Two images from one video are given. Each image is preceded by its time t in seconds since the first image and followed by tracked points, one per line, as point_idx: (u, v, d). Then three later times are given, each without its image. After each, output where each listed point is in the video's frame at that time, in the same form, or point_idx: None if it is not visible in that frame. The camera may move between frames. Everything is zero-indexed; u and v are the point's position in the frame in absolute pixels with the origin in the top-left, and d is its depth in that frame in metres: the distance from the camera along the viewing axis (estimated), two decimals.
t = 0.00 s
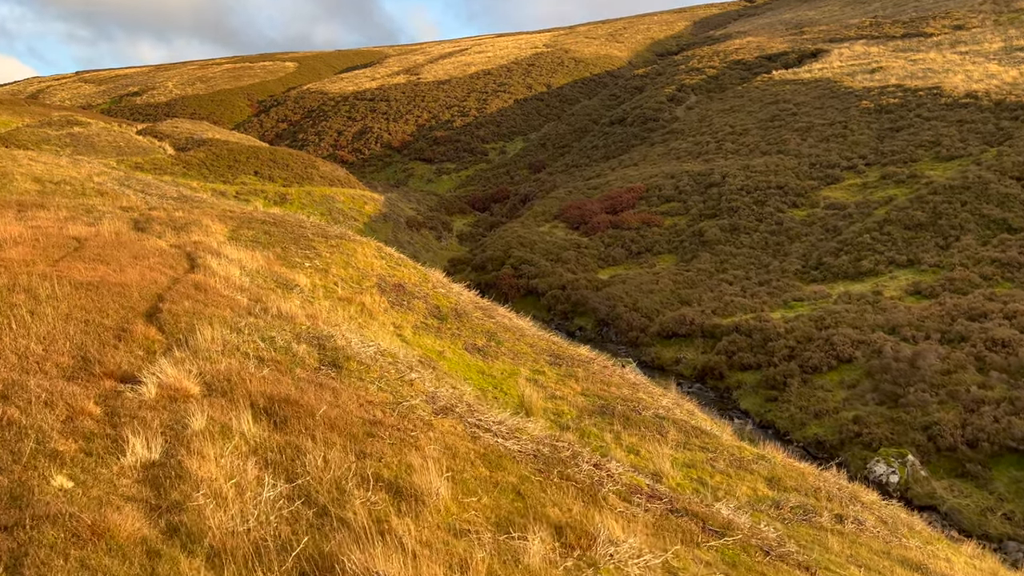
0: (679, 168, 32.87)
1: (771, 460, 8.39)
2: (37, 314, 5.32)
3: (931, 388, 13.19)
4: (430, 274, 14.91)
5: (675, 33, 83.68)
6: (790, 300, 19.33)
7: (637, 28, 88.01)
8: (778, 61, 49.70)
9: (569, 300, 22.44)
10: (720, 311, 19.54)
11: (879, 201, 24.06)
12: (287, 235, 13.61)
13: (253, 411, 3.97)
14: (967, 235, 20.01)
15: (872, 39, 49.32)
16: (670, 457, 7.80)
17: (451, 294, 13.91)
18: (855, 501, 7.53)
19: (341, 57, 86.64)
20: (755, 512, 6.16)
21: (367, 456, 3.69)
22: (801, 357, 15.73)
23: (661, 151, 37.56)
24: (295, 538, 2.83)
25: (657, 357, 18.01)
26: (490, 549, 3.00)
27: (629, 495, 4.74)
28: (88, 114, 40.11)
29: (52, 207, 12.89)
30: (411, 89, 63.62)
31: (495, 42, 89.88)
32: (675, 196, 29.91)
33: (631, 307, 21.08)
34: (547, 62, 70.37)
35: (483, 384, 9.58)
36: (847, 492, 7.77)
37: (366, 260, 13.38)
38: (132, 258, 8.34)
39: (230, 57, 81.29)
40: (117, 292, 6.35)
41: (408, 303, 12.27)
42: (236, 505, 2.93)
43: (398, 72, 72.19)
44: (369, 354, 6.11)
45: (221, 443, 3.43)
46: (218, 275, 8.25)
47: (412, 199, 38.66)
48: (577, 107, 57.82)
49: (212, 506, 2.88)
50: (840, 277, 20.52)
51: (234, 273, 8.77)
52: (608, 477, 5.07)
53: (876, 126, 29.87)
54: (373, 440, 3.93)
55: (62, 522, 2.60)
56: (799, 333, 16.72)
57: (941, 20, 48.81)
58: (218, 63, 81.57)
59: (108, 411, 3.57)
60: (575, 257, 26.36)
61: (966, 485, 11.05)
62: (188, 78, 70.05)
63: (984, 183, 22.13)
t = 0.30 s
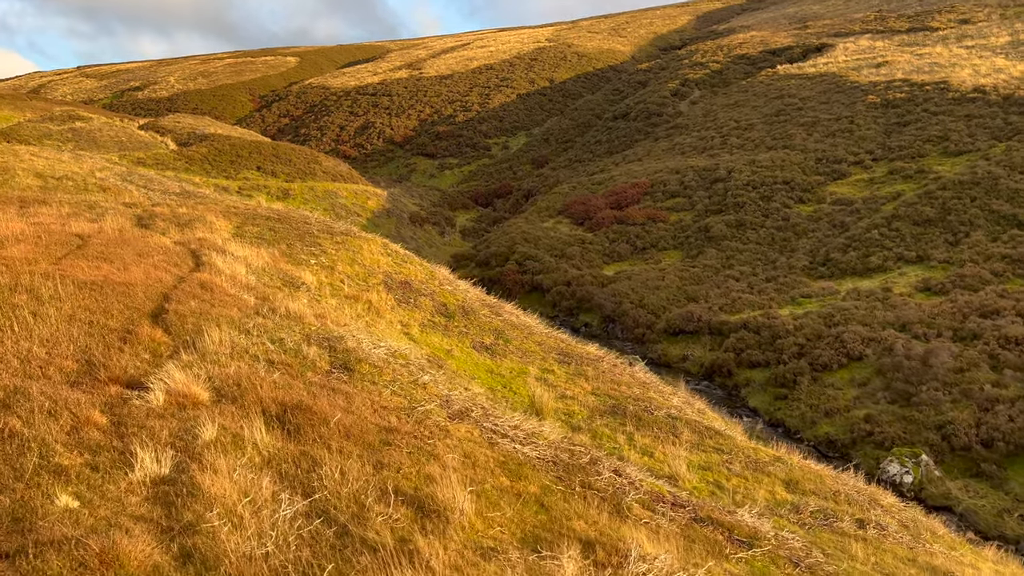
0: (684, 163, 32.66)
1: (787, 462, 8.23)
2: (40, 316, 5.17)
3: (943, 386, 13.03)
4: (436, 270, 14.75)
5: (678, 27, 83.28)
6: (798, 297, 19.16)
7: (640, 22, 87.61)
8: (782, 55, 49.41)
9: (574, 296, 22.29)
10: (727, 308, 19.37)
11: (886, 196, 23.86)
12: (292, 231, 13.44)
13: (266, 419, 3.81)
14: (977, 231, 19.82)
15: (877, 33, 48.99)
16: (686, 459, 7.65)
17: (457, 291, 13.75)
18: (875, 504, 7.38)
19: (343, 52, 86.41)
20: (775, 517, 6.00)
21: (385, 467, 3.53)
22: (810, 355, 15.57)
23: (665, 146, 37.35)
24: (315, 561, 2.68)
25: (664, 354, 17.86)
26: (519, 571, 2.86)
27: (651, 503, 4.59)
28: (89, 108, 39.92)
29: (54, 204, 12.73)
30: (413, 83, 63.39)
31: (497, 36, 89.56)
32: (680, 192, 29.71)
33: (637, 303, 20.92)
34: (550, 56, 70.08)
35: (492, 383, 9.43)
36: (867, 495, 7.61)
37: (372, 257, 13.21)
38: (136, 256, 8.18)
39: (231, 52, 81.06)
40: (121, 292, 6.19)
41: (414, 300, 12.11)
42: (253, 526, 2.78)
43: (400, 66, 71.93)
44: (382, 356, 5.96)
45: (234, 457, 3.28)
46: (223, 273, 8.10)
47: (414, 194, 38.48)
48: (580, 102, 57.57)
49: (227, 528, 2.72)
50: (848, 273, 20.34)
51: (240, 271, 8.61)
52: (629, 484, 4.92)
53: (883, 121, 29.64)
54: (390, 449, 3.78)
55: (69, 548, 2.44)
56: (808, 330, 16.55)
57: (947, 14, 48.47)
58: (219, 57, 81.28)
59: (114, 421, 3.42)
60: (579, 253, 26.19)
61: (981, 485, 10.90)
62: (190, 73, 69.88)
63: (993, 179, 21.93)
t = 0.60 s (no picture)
0: (689, 162, 32.45)
1: (804, 468, 8.05)
2: (40, 321, 5.00)
3: (957, 389, 12.85)
4: (441, 271, 14.58)
5: (680, 25, 83.00)
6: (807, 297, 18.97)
7: (642, 20, 87.35)
8: (787, 53, 49.16)
9: (579, 296, 22.12)
10: (735, 308, 19.17)
11: (894, 195, 23.66)
12: (297, 231, 13.27)
13: (276, 432, 3.64)
14: (988, 231, 19.61)
15: (882, 30, 48.70)
16: (701, 466, 7.47)
17: (464, 292, 13.58)
18: (897, 513, 7.20)
19: (345, 50, 86.23)
20: (798, 528, 5.82)
21: (402, 485, 3.36)
22: (821, 356, 15.37)
23: (670, 144, 37.12)
24: None
25: (671, 354, 17.68)
26: None
27: (676, 518, 4.42)
28: (91, 107, 39.81)
29: (55, 203, 12.55)
30: (416, 81, 63.18)
31: (499, 34, 89.37)
32: (685, 190, 29.52)
33: (643, 303, 20.73)
34: (553, 54, 69.82)
35: (500, 387, 9.25)
36: (887, 503, 7.43)
37: (377, 257, 13.04)
38: (138, 257, 8.02)
39: (233, 49, 80.86)
40: (123, 296, 6.02)
41: (420, 301, 11.94)
42: (265, 557, 2.61)
43: (402, 64, 71.73)
44: (392, 362, 5.78)
45: (244, 476, 3.11)
46: (227, 275, 7.92)
47: (417, 192, 38.31)
48: (583, 100, 57.40)
49: (240, 559, 2.55)
50: (856, 273, 20.15)
51: (245, 273, 8.44)
52: (651, 496, 4.74)
53: (889, 119, 29.42)
54: (406, 464, 3.61)
55: None
56: (818, 330, 16.36)
57: (952, 11, 48.18)
58: (221, 55, 81.13)
59: (118, 437, 3.25)
60: (584, 252, 26.01)
61: (997, 490, 10.72)
62: (192, 71, 69.69)
63: (1003, 178, 21.72)
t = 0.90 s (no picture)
0: (694, 162, 32.25)
1: (824, 473, 7.86)
2: (41, 322, 4.82)
3: (972, 391, 12.66)
4: (449, 271, 14.40)
5: (683, 25, 82.79)
6: (816, 298, 18.79)
7: (645, 20, 87.14)
8: (791, 53, 48.96)
9: (584, 296, 21.95)
10: (744, 309, 18.97)
11: (903, 195, 23.47)
12: (302, 231, 13.09)
13: (289, 439, 3.47)
14: (999, 231, 19.41)
15: (887, 30, 48.47)
16: (719, 471, 7.28)
17: (471, 293, 13.40)
18: (921, 520, 7.02)
19: (347, 51, 86.10)
20: (824, 537, 5.65)
21: (423, 496, 3.18)
22: (832, 357, 15.17)
23: (674, 145, 36.93)
24: None
25: (679, 356, 17.50)
26: None
27: (704, 528, 4.25)
28: (93, 107, 39.68)
29: (58, 202, 12.39)
30: (418, 81, 63.04)
31: (501, 34, 89.21)
32: (691, 191, 29.32)
33: (650, 304, 20.54)
34: (556, 55, 69.66)
35: (510, 389, 9.08)
36: (910, 510, 7.23)
37: (383, 257, 12.87)
38: (142, 257, 7.84)
39: (235, 50, 80.74)
40: (128, 297, 5.84)
41: (428, 302, 11.76)
42: None
43: (405, 65, 71.59)
44: (405, 365, 5.60)
45: (257, 489, 2.94)
46: (233, 275, 7.75)
47: (420, 193, 38.15)
48: (586, 100, 57.22)
49: None
50: (866, 273, 19.95)
51: (251, 273, 8.27)
52: (676, 505, 4.57)
53: (897, 119, 29.21)
54: (428, 473, 3.43)
55: None
56: (829, 331, 16.16)
57: (958, 11, 47.92)
58: (223, 56, 81.05)
59: (123, 445, 3.09)
60: (589, 252, 25.83)
61: (1016, 494, 10.54)
62: (194, 71, 69.61)
63: (1013, 178, 21.51)
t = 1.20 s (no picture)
0: (701, 165, 32.05)
1: (848, 484, 7.65)
2: (47, 333, 4.65)
3: (991, 399, 12.45)
4: (457, 276, 14.22)
5: (687, 28, 82.69)
6: (827, 303, 18.59)
7: (649, 23, 87.05)
8: (796, 56, 48.79)
9: (591, 301, 21.76)
10: (754, 314, 18.76)
11: (913, 199, 23.27)
12: (309, 235, 12.92)
13: (309, 460, 3.28)
14: (1012, 235, 19.18)
15: (893, 33, 48.27)
16: (742, 484, 7.08)
17: (480, 298, 13.22)
18: (952, 535, 6.82)
19: (350, 54, 86.04)
20: (857, 556, 5.45)
21: (454, 523, 3.00)
22: (845, 364, 14.97)
23: (680, 148, 36.73)
24: None
25: (689, 362, 17.31)
26: None
27: (742, 551, 4.06)
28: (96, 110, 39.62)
29: (62, 206, 12.22)
30: (422, 84, 62.92)
31: (505, 37, 89.13)
32: (698, 194, 29.13)
33: (658, 308, 20.33)
34: (559, 58, 69.53)
35: (524, 397, 8.88)
36: (938, 524, 7.03)
37: (391, 262, 12.69)
38: (149, 263, 7.67)
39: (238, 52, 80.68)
40: (135, 305, 5.66)
41: (437, 308, 11.57)
42: None
43: (408, 68, 71.51)
44: (423, 376, 5.40)
45: (280, 519, 2.76)
46: (242, 281, 7.57)
47: (424, 196, 37.98)
48: (590, 103, 57.08)
49: None
50: (877, 278, 19.75)
51: (260, 279, 8.09)
52: (710, 525, 4.38)
53: (905, 122, 29.00)
54: (457, 496, 3.25)
55: None
56: (842, 337, 15.94)
57: (964, 14, 47.72)
58: (227, 59, 81.07)
59: (135, 471, 2.91)
60: (596, 256, 25.65)
61: None
62: (197, 74, 69.62)
63: None
